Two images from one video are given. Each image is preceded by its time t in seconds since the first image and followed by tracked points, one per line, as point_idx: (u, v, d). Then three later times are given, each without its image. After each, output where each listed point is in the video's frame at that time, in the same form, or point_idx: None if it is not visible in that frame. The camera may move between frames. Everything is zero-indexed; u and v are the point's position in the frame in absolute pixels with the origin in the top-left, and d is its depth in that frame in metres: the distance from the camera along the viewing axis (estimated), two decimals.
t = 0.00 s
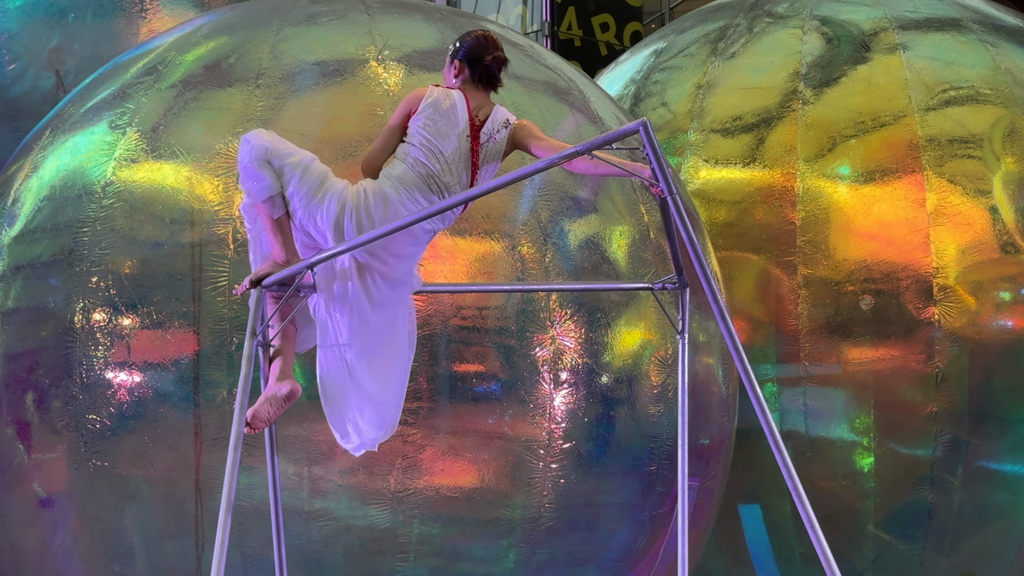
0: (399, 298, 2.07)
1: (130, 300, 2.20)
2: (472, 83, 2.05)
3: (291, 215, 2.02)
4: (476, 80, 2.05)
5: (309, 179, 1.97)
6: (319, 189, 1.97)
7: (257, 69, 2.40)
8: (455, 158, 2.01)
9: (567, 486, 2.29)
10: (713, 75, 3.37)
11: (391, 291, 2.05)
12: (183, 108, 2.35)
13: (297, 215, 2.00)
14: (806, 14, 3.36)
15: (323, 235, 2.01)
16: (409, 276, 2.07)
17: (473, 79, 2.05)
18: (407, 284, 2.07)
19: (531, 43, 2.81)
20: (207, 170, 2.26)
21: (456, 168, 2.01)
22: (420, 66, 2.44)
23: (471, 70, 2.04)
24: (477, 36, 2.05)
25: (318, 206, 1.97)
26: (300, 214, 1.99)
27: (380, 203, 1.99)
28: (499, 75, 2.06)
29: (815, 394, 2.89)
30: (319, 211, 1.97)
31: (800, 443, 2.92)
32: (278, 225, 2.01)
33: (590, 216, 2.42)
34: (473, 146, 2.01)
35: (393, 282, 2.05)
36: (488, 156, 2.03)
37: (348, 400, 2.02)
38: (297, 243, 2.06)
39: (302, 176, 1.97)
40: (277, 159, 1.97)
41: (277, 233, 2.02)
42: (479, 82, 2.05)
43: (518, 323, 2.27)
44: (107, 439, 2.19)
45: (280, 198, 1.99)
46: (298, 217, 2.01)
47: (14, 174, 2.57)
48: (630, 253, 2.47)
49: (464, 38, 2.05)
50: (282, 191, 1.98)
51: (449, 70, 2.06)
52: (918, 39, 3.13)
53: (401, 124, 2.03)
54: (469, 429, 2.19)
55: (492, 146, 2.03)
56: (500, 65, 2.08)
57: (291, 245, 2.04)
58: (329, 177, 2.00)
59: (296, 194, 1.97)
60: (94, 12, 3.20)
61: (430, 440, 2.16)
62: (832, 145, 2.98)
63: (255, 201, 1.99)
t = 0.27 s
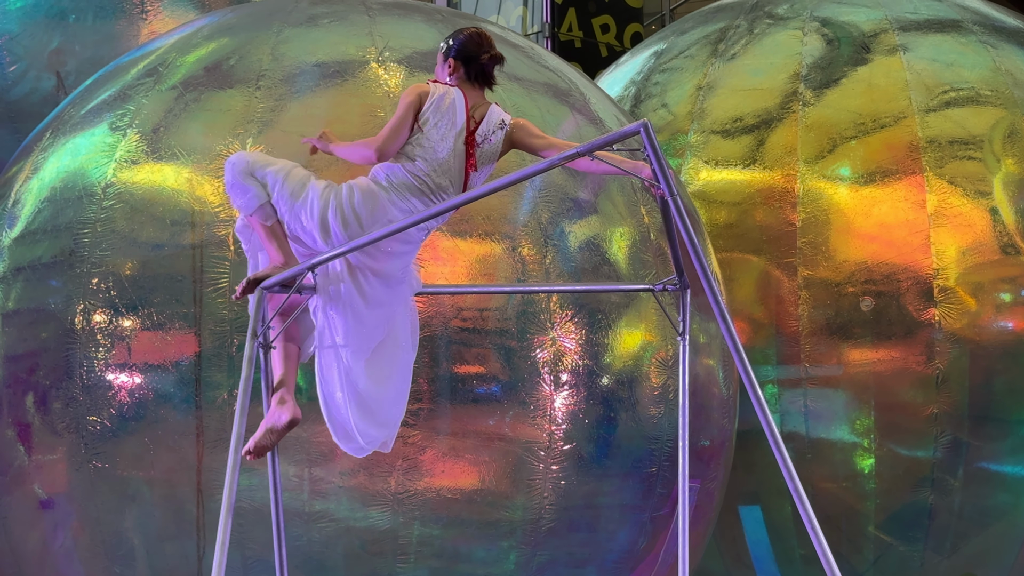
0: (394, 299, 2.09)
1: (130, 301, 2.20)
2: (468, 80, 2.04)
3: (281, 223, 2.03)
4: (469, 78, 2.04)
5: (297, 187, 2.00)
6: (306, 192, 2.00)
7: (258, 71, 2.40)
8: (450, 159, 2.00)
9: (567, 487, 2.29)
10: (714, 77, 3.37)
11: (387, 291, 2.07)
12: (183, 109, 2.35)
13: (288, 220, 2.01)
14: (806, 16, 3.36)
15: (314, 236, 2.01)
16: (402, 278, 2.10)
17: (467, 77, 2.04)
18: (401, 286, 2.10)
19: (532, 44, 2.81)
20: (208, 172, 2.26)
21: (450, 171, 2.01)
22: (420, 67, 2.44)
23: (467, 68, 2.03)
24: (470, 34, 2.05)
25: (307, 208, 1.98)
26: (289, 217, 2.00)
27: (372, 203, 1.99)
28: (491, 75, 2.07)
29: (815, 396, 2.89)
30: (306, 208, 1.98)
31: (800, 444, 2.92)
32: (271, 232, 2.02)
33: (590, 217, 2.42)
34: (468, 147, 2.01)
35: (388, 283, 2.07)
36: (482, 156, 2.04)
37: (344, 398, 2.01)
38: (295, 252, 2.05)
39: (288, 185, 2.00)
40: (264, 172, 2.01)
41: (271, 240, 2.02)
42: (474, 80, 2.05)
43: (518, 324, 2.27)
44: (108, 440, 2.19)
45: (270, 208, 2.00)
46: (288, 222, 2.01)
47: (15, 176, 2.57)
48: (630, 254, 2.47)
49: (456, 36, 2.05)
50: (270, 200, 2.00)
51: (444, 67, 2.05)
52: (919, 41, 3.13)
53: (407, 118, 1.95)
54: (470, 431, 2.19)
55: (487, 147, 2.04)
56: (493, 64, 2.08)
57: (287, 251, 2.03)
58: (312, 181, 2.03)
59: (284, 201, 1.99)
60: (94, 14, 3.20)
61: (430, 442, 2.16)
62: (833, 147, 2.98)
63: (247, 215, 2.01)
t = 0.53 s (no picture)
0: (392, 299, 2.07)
1: (131, 304, 2.20)
2: (447, 73, 2.04)
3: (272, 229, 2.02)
4: (448, 71, 2.04)
5: (283, 191, 2.01)
6: (293, 198, 2.00)
7: (258, 74, 2.40)
8: (433, 154, 1.98)
9: (568, 490, 2.28)
10: (714, 80, 3.37)
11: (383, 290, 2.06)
12: (184, 112, 2.35)
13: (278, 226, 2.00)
14: (807, 19, 3.36)
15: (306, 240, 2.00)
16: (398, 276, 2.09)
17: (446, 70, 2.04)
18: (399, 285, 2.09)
19: (532, 48, 2.81)
20: (208, 175, 2.26)
21: (432, 168, 2.00)
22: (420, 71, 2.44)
23: (445, 61, 2.04)
24: (446, 28, 2.06)
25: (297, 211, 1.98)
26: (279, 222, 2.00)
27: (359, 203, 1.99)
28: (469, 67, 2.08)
29: (816, 399, 2.89)
30: (293, 213, 1.99)
31: (801, 447, 2.92)
32: (265, 237, 2.01)
33: (591, 220, 2.42)
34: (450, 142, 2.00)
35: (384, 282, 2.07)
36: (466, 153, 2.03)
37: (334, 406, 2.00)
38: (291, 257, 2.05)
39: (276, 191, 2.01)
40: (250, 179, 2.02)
41: (266, 245, 2.02)
42: (453, 73, 2.05)
43: (518, 327, 2.27)
44: (108, 443, 2.19)
45: (261, 216, 2.00)
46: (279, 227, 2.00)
47: (16, 179, 2.57)
48: (631, 257, 2.46)
49: (434, 30, 2.06)
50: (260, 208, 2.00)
51: (422, 61, 2.06)
52: (919, 44, 3.13)
53: (394, 109, 1.90)
54: (470, 433, 2.19)
55: (469, 141, 2.03)
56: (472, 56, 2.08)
57: (284, 254, 2.03)
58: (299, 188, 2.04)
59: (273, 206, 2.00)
60: (95, 17, 3.21)
61: (431, 445, 2.16)
62: (833, 150, 2.98)
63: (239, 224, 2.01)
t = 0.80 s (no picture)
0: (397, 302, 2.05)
1: (131, 310, 2.20)
2: (421, 65, 2.06)
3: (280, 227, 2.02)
4: (423, 63, 2.06)
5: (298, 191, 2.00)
6: (306, 201, 1.99)
7: (259, 79, 2.40)
8: (428, 151, 2.02)
9: (568, 496, 2.28)
10: (715, 85, 3.36)
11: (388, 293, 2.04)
12: (184, 118, 2.35)
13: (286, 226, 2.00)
14: (808, 24, 3.37)
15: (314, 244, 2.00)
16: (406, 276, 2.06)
17: (421, 62, 2.05)
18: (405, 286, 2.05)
19: (533, 53, 2.81)
20: (209, 180, 2.26)
21: (428, 164, 2.04)
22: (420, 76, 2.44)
23: (418, 53, 2.05)
24: (417, 20, 2.06)
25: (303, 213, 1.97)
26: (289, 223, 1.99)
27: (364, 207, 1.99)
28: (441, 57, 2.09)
29: (816, 404, 2.88)
30: (304, 217, 1.98)
31: (802, 452, 2.92)
32: (271, 238, 2.02)
33: (591, 225, 2.42)
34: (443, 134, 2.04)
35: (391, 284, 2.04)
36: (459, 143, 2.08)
37: (334, 412, 2.00)
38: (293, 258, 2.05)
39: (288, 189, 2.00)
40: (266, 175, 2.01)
41: (270, 247, 2.02)
42: (427, 66, 2.07)
43: (519, 332, 2.27)
44: (109, 449, 2.19)
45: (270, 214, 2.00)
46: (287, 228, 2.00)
47: (16, 184, 2.57)
48: (631, 262, 2.46)
49: (404, 20, 2.07)
50: (271, 206, 2.00)
51: (394, 53, 2.07)
52: (920, 49, 3.13)
53: (394, 105, 1.92)
54: (470, 439, 2.19)
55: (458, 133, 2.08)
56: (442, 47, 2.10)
57: (286, 257, 2.03)
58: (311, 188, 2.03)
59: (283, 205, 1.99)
60: (95, 23, 3.21)
61: (431, 450, 2.16)
62: (834, 155, 2.98)
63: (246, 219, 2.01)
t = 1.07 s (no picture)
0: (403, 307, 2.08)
1: (131, 314, 2.20)
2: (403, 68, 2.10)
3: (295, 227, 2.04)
4: (407, 64, 2.10)
5: (326, 196, 2.01)
6: (331, 206, 2.00)
7: (259, 83, 2.40)
8: (433, 151, 2.10)
9: (568, 500, 2.28)
10: (715, 89, 3.37)
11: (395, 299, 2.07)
12: (184, 122, 2.35)
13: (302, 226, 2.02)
14: (808, 29, 3.37)
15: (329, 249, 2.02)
16: (412, 280, 2.09)
17: (406, 63, 2.10)
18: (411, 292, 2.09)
19: (533, 57, 2.81)
20: (209, 184, 2.26)
21: (433, 164, 2.11)
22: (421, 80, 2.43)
23: (402, 58, 2.09)
24: (403, 22, 2.09)
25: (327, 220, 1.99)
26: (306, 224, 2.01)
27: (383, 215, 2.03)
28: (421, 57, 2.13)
29: (817, 408, 2.89)
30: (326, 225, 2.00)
31: (802, 456, 2.92)
32: (282, 240, 2.05)
33: (592, 229, 2.42)
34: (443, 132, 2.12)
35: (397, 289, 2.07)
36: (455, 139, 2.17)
37: (342, 420, 2.00)
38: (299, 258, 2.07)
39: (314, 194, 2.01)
40: (292, 172, 2.01)
41: (281, 248, 2.05)
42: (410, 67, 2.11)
43: (519, 337, 2.27)
44: (108, 453, 2.19)
45: (289, 215, 2.02)
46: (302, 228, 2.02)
47: (17, 188, 2.57)
48: (632, 266, 2.47)
49: (387, 20, 2.08)
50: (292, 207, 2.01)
51: (376, 53, 2.09)
52: (920, 53, 3.13)
53: (411, 111, 1.98)
54: (471, 443, 2.18)
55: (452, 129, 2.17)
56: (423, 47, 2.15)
57: (293, 259, 2.06)
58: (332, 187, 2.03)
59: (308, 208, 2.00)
60: (96, 27, 3.20)
61: (431, 454, 2.16)
62: (834, 159, 2.98)
63: (262, 214, 2.02)
